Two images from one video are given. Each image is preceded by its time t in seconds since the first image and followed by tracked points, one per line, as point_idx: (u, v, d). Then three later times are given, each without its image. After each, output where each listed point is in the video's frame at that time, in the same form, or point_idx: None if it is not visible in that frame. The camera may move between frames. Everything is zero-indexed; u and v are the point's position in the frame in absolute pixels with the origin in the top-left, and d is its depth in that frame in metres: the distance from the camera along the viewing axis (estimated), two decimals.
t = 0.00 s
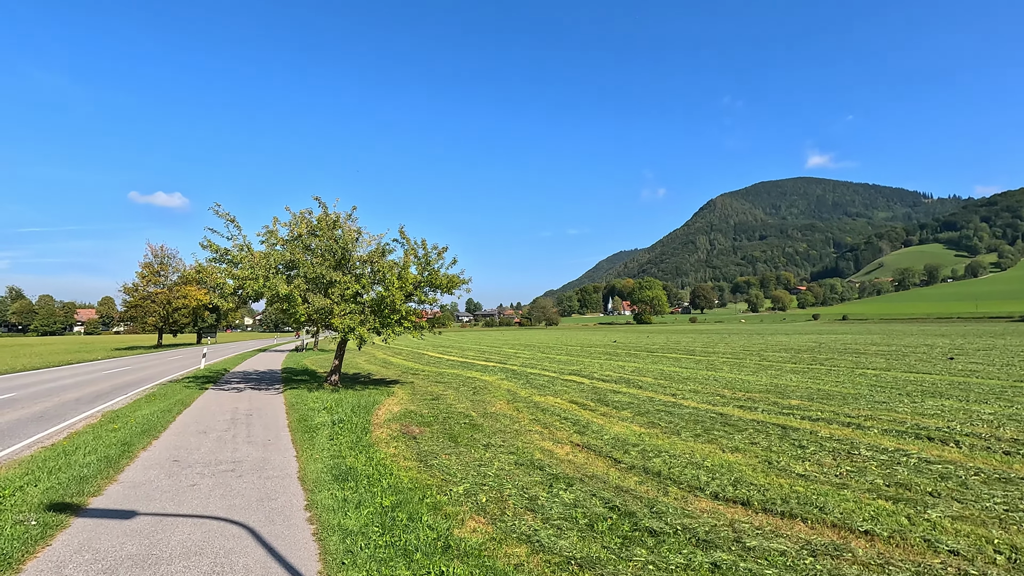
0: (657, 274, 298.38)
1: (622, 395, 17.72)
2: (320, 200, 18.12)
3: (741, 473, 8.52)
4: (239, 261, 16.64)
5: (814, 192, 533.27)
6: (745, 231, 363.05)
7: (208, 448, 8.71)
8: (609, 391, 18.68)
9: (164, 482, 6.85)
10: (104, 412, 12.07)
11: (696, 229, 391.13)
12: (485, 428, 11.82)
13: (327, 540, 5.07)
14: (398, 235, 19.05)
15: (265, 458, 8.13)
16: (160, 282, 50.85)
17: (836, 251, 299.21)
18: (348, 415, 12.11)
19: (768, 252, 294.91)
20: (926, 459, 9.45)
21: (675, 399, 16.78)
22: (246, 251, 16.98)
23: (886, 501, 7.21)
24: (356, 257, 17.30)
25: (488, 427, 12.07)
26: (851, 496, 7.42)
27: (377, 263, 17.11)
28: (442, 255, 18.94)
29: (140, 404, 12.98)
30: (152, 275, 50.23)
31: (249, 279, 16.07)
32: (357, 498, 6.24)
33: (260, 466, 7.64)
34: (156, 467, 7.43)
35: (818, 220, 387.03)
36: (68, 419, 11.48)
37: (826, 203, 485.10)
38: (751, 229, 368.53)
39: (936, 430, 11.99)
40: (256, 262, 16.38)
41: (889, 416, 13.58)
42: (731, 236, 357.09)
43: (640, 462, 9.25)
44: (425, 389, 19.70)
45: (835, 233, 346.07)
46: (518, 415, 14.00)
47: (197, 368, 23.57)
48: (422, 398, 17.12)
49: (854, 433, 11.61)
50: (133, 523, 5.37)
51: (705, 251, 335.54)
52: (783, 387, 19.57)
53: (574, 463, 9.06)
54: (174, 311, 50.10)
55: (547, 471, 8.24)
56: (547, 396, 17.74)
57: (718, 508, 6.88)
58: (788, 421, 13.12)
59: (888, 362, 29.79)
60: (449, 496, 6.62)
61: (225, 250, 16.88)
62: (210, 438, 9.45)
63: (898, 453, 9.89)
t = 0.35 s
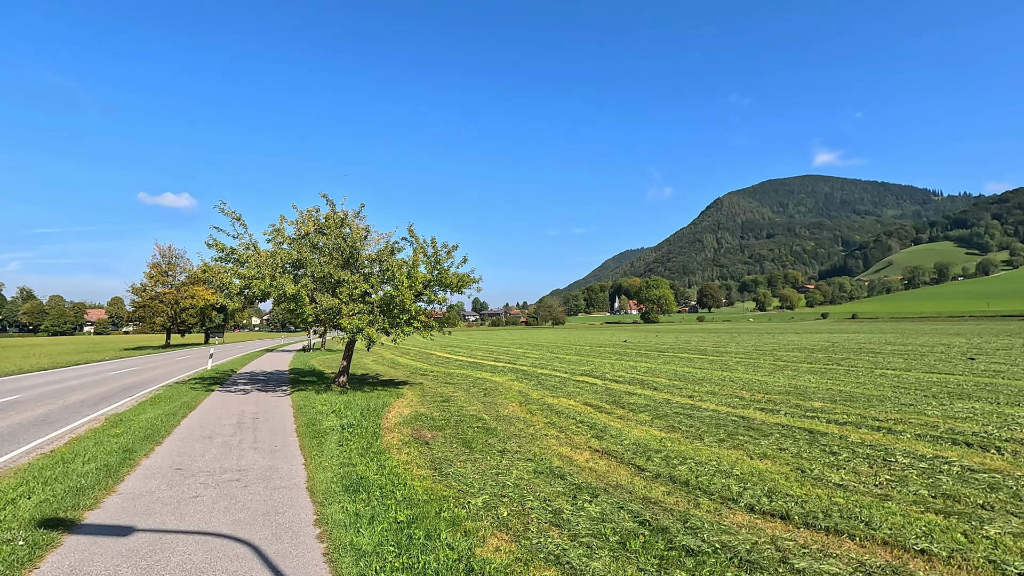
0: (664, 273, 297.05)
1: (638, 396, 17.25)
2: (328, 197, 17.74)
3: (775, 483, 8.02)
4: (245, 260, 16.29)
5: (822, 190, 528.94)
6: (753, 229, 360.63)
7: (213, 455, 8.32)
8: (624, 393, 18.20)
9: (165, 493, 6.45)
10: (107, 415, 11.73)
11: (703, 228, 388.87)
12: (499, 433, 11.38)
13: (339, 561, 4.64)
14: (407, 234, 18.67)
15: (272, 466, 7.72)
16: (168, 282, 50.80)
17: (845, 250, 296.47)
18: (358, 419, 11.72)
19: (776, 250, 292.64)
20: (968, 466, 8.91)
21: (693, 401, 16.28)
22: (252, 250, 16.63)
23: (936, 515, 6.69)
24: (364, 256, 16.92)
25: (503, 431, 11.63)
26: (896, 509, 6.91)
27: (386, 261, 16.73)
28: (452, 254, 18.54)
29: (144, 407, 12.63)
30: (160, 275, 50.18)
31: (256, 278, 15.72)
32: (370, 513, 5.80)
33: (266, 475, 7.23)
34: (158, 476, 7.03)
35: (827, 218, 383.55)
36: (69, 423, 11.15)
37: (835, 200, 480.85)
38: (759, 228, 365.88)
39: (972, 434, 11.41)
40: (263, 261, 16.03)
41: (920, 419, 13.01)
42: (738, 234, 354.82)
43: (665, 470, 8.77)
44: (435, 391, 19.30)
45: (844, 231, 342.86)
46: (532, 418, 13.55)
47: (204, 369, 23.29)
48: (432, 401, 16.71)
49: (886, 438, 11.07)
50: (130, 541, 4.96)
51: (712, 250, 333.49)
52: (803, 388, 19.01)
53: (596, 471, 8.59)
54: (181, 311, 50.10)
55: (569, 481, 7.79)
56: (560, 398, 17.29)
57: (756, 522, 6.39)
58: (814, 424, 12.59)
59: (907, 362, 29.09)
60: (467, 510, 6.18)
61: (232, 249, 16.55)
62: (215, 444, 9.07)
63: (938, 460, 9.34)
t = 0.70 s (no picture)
0: (669, 271, 295.78)
1: (652, 396, 16.74)
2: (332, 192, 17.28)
3: (811, 490, 7.47)
4: (247, 256, 15.86)
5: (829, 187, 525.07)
6: (759, 226, 358.37)
7: (212, 459, 7.87)
8: (637, 392, 17.69)
9: (159, 502, 5.99)
10: (105, 416, 11.33)
11: (708, 225, 386.98)
12: (512, 435, 10.88)
13: None
14: (413, 230, 18.21)
15: (274, 472, 7.27)
16: (173, 281, 50.55)
17: (852, 247, 294.07)
18: (365, 420, 11.28)
19: (782, 248, 290.59)
20: (1015, 471, 8.34)
21: (710, 401, 15.74)
22: (255, 246, 16.20)
23: (995, 527, 6.13)
24: (370, 251, 16.46)
25: (516, 433, 11.14)
26: (948, 520, 6.36)
27: (392, 258, 16.28)
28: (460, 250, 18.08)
29: (144, 408, 12.23)
30: (165, 274, 49.94)
31: (259, 275, 15.27)
32: (378, 526, 5.33)
33: (267, 482, 6.77)
34: (152, 483, 6.57)
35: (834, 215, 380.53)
36: (66, 425, 10.75)
37: (842, 197, 477.21)
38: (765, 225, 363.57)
39: (1011, 437, 10.82)
40: (266, 257, 15.60)
41: (952, 420, 12.40)
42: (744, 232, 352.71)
43: (690, 475, 8.26)
44: (442, 390, 18.84)
45: (852, 228, 340.06)
46: (545, 419, 13.04)
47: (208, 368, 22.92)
48: (440, 400, 16.23)
49: (920, 440, 10.48)
50: (116, 558, 4.50)
51: (718, 247, 331.69)
52: (822, 388, 18.42)
53: (617, 476, 8.07)
54: (187, 311, 49.91)
55: (590, 488, 7.28)
56: (572, 398, 16.80)
57: (798, 535, 5.88)
58: (841, 426, 12.01)
59: (925, 360, 28.35)
60: (483, 522, 5.69)
61: (235, 245, 16.12)
62: (215, 448, 8.63)
63: (981, 464, 8.77)
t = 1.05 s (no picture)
0: (675, 270, 294.56)
1: (667, 398, 16.24)
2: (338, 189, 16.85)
3: (851, 502, 6.97)
4: (251, 255, 15.46)
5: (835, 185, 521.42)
6: (764, 225, 356.18)
7: (213, 468, 7.43)
8: (651, 394, 17.19)
9: (153, 518, 5.55)
10: (105, 421, 10.95)
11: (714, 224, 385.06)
12: (525, 441, 10.40)
13: None
14: (420, 227, 17.81)
15: (277, 482, 6.83)
16: (178, 281, 50.34)
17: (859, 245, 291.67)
18: (373, 425, 10.86)
19: (789, 246, 288.61)
20: None
21: (727, 403, 15.21)
22: (259, 245, 15.80)
23: None
24: (376, 250, 16.04)
25: (530, 438, 10.67)
26: (1007, 537, 5.85)
27: (399, 256, 15.85)
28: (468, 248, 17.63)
29: (144, 412, 11.85)
30: (170, 274, 49.74)
31: (263, 274, 14.86)
32: (389, 546, 4.88)
33: (271, 495, 6.32)
34: (147, 496, 6.14)
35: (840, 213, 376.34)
36: (63, 430, 10.38)
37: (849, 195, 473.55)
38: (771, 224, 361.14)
39: None
40: (270, 256, 15.19)
41: (985, 424, 11.83)
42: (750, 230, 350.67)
43: (718, 484, 7.77)
44: (450, 392, 18.42)
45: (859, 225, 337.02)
46: (559, 423, 12.57)
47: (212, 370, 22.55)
48: (449, 403, 15.79)
49: (956, 445, 9.94)
50: None
51: (724, 246, 329.83)
52: (842, 389, 17.85)
53: (641, 486, 7.59)
54: (192, 311, 49.76)
55: (614, 500, 6.79)
56: (583, 400, 16.32)
57: (846, 555, 5.39)
58: (870, 430, 11.47)
59: (943, 360, 27.65)
60: (503, 541, 5.23)
61: (238, 244, 15.73)
62: (216, 455, 8.21)
63: None
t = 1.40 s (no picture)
0: (680, 269, 293.04)
1: (684, 400, 15.74)
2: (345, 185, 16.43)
3: (900, 515, 6.46)
4: (256, 254, 15.09)
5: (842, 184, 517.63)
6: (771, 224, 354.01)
7: (216, 477, 7.02)
8: (667, 395, 16.70)
9: (152, 534, 5.14)
10: (106, 425, 10.58)
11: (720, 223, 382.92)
12: (542, 447, 9.93)
13: None
14: (428, 226, 17.40)
15: (285, 493, 6.40)
16: (185, 281, 50.21)
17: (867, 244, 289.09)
18: (383, 429, 10.43)
19: (796, 245, 286.61)
20: None
21: (748, 406, 14.68)
22: (264, 243, 15.41)
23: None
24: (384, 248, 15.63)
25: (547, 444, 10.22)
26: None
27: (408, 254, 15.43)
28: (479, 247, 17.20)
29: (147, 415, 11.48)
30: (177, 274, 49.61)
31: (269, 273, 14.46)
32: (406, 569, 4.43)
33: (278, 507, 5.90)
34: (146, 510, 5.73)
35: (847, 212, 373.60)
36: (63, 434, 10.01)
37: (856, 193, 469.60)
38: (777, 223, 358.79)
39: None
40: (276, 254, 14.80)
41: None
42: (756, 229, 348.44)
43: (753, 495, 7.28)
44: (460, 394, 17.98)
45: (867, 224, 334.42)
46: (575, 427, 12.09)
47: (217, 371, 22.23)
48: (460, 405, 15.35)
49: (1000, 452, 9.38)
50: None
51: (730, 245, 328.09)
52: (864, 391, 17.28)
53: (670, 497, 7.11)
54: (198, 311, 49.61)
55: (645, 512, 6.32)
56: (598, 402, 15.86)
57: None
58: (902, 434, 10.92)
59: (963, 360, 26.98)
60: (529, 562, 4.78)
61: (244, 242, 15.36)
62: (220, 463, 7.81)
63: None
